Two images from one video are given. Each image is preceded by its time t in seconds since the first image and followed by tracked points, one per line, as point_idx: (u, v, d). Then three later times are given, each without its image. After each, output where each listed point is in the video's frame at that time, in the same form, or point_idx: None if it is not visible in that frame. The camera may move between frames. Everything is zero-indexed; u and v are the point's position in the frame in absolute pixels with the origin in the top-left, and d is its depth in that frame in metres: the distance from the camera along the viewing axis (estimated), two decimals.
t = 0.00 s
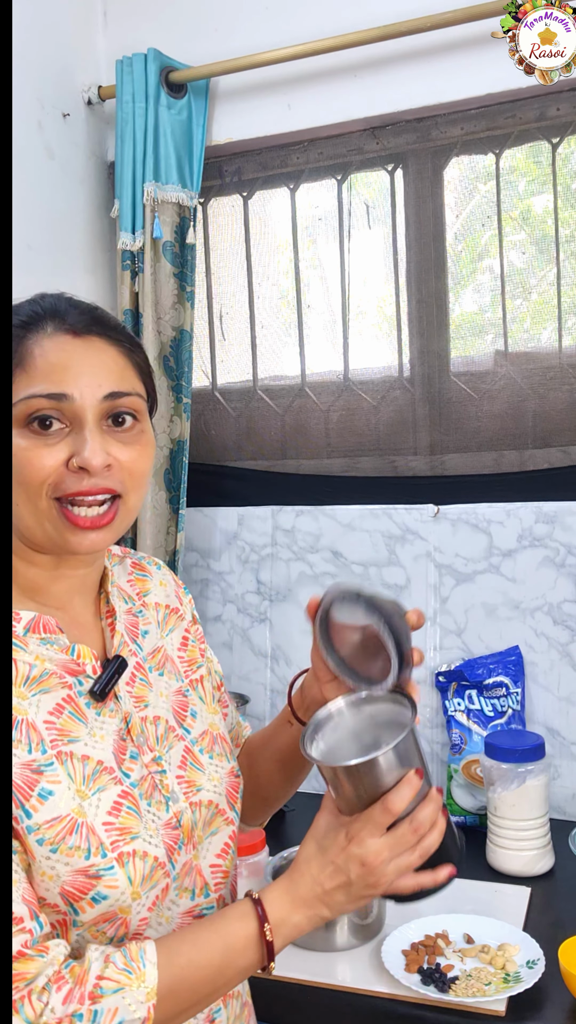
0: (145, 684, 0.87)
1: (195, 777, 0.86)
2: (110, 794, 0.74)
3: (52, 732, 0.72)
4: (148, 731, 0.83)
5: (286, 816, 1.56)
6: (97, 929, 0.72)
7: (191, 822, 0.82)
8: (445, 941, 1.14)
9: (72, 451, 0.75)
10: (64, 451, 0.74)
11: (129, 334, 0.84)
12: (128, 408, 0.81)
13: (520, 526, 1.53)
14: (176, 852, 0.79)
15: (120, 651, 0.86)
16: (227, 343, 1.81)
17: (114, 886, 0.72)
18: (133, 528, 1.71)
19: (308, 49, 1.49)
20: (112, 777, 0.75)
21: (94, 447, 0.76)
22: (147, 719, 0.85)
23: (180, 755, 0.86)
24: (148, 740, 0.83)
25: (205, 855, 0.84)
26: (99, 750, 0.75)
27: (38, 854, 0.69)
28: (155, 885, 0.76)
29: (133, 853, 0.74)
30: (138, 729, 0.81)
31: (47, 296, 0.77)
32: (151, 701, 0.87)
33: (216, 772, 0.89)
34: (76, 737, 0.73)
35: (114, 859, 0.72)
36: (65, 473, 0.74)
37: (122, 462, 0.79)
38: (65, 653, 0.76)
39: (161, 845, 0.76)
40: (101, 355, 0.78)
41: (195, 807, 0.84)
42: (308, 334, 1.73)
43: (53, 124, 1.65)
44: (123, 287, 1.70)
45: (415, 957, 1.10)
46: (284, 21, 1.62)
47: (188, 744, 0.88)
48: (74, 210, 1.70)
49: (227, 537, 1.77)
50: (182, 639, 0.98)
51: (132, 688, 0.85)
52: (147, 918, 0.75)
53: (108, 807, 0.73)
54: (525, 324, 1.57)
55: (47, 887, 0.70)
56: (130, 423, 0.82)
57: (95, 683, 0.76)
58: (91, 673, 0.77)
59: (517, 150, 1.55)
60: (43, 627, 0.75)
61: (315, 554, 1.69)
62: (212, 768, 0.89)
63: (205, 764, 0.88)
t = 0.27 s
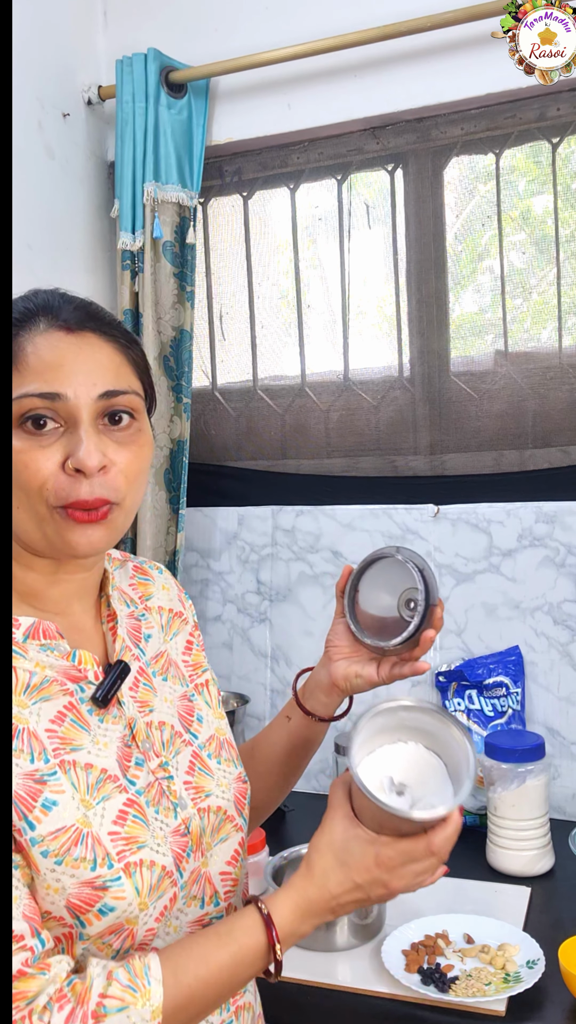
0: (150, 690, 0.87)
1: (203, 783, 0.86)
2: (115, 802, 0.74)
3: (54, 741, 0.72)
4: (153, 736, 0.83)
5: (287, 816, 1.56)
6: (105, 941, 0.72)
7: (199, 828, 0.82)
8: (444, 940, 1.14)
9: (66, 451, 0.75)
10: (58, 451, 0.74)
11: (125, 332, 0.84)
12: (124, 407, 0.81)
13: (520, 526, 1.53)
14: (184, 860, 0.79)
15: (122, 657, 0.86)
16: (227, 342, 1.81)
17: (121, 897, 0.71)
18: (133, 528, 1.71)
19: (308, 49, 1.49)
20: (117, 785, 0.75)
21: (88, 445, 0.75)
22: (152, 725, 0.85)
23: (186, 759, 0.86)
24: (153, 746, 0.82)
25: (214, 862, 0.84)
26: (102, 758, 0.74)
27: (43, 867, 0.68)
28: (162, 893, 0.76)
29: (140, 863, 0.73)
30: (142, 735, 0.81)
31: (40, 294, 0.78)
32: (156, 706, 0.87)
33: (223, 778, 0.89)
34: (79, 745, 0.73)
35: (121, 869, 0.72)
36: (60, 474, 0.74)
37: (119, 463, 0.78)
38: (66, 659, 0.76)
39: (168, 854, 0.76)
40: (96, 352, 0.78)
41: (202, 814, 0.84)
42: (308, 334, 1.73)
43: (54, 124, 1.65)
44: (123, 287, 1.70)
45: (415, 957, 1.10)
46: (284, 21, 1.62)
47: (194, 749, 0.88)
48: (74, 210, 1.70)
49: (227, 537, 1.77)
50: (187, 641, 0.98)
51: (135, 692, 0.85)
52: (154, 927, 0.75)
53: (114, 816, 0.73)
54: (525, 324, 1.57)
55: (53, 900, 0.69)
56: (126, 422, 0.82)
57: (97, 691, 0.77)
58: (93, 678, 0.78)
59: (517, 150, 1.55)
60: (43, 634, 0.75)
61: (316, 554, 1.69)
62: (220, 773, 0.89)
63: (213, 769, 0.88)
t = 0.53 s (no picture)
0: (147, 695, 0.86)
1: (201, 790, 0.85)
2: (111, 811, 0.73)
3: (47, 749, 0.71)
4: (150, 743, 0.82)
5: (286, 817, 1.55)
6: (101, 951, 0.72)
7: (197, 836, 0.81)
8: (445, 942, 1.14)
9: (59, 451, 0.74)
10: (51, 451, 0.74)
11: (120, 329, 0.83)
12: (120, 408, 0.80)
13: (521, 526, 1.52)
14: (182, 869, 0.78)
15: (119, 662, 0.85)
16: (227, 342, 1.80)
17: (118, 908, 0.71)
18: (132, 527, 1.70)
19: (306, 48, 1.48)
20: (112, 793, 0.74)
21: (81, 445, 0.74)
22: (150, 731, 0.83)
23: (184, 765, 0.85)
24: (151, 752, 0.81)
25: (213, 870, 0.83)
26: (98, 766, 0.74)
27: (37, 877, 0.68)
28: (159, 903, 0.75)
29: (137, 873, 0.73)
30: (140, 741, 0.79)
31: (34, 292, 0.77)
32: (154, 712, 0.86)
33: (222, 785, 0.88)
34: (74, 752, 0.72)
35: (117, 880, 0.71)
36: (53, 474, 0.73)
37: (114, 464, 0.77)
38: (60, 665, 0.75)
39: (167, 863, 0.76)
40: (90, 352, 0.77)
41: (201, 821, 0.83)
42: (308, 333, 1.72)
43: (53, 122, 1.64)
44: (122, 286, 1.69)
45: (416, 958, 1.09)
46: (283, 19, 1.61)
47: (193, 756, 0.87)
48: (73, 208, 1.69)
49: (227, 537, 1.77)
50: (184, 648, 0.98)
51: (132, 699, 0.84)
52: (151, 937, 0.75)
53: (110, 824, 0.72)
54: (525, 324, 1.56)
55: (48, 911, 0.69)
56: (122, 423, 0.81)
57: (92, 696, 0.75)
58: (88, 684, 0.76)
59: (518, 149, 1.54)
60: (36, 639, 0.75)
61: (315, 554, 1.68)
62: (218, 780, 0.88)
63: (211, 776, 0.87)
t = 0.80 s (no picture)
0: (138, 698, 0.86)
1: (194, 793, 0.84)
2: (104, 815, 0.73)
3: (39, 753, 0.71)
4: (143, 746, 0.82)
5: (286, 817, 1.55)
6: (95, 957, 0.72)
7: (191, 840, 0.81)
8: (445, 942, 1.14)
9: (50, 453, 0.74)
10: (42, 453, 0.74)
11: (110, 329, 0.83)
12: (112, 409, 0.80)
13: (521, 526, 1.52)
14: (176, 873, 0.78)
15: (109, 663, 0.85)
16: (227, 342, 1.80)
17: (111, 913, 0.71)
18: (132, 528, 1.70)
19: (305, 48, 1.48)
20: (105, 797, 0.74)
21: (72, 447, 0.75)
22: (142, 734, 0.84)
23: (177, 768, 0.85)
24: (144, 755, 0.81)
25: (207, 875, 0.83)
26: (90, 770, 0.74)
27: (29, 882, 0.68)
28: (153, 907, 0.75)
29: (130, 877, 0.73)
30: (132, 747, 0.80)
31: (25, 291, 0.77)
32: (146, 715, 0.86)
33: (216, 788, 0.88)
34: (66, 756, 0.73)
35: (110, 884, 0.71)
36: (44, 477, 0.73)
37: (105, 466, 0.78)
38: (51, 668, 0.75)
39: (160, 868, 0.76)
40: (82, 352, 0.77)
41: (195, 824, 0.82)
42: (308, 333, 1.72)
43: (52, 122, 1.64)
44: (122, 286, 1.69)
45: (416, 958, 1.09)
46: (283, 19, 1.61)
47: (186, 759, 0.87)
48: (73, 208, 1.69)
49: (226, 537, 1.77)
50: (177, 649, 0.98)
51: (124, 702, 0.84)
52: (145, 942, 0.75)
53: (102, 828, 0.73)
54: (525, 324, 1.56)
55: (41, 917, 0.69)
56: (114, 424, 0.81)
57: (83, 700, 0.76)
58: (79, 687, 0.77)
59: (518, 149, 1.54)
60: (27, 642, 0.75)
61: (315, 554, 1.68)
62: (211, 783, 0.88)
63: (204, 779, 0.87)
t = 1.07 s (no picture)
0: (128, 699, 0.86)
1: (184, 792, 0.85)
2: (95, 814, 0.73)
3: (30, 753, 0.71)
4: (133, 746, 0.82)
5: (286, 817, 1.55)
6: (87, 957, 0.72)
7: (182, 839, 0.81)
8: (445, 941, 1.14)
9: (45, 453, 0.74)
10: (36, 454, 0.74)
11: (102, 330, 0.83)
12: (105, 411, 0.80)
13: (521, 526, 1.52)
14: (166, 872, 0.78)
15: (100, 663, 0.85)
16: (227, 342, 1.80)
17: (103, 912, 0.71)
18: (132, 528, 1.70)
19: (305, 48, 1.48)
20: (96, 797, 0.74)
21: (67, 447, 0.75)
22: (132, 734, 0.84)
23: (167, 768, 0.86)
24: (133, 755, 0.82)
25: (197, 874, 0.83)
26: (81, 769, 0.74)
27: (21, 882, 0.68)
28: (144, 906, 0.75)
29: (122, 876, 0.73)
30: (122, 746, 0.80)
31: (21, 291, 0.76)
32: (136, 715, 0.86)
33: (206, 788, 0.88)
34: (57, 756, 0.73)
35: (102, 884, 0.71)
36: (39, 477, 0.73)
37: (100, 466, 0.78)
38: (42, 668, 0.76)
39: (152, 867, 0.76)
40: (77, 354, 0.77)
41: (185, 824, 0.83)
42: (308, 333, 1.72)
43: (52, 122, 1.64)
44: (122, 286, 1.69)
45: (416, 958, 1.10)
46: (283, 19, 1.61)
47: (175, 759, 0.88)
48: (73, 209, 1.69)
49: (226, 537, 1.77)
50: (166, 648, 0.98)
51: (113, 703, 0.84)
52: (136, 942, 0.75)
53: (94, 828, 0.72)
54: (525, 324, 1.56)
55: (32, 918, 0.69)
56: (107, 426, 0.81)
57: (74, 699, 0.76)
58: (70, 688, 0.77)
59: (518, 149, 1.54)
60: (17, 642, 0.75)
61: (315, 554, 1.68)
62: (201, 783, 0.88)
63: (193, 779, 0.87)
